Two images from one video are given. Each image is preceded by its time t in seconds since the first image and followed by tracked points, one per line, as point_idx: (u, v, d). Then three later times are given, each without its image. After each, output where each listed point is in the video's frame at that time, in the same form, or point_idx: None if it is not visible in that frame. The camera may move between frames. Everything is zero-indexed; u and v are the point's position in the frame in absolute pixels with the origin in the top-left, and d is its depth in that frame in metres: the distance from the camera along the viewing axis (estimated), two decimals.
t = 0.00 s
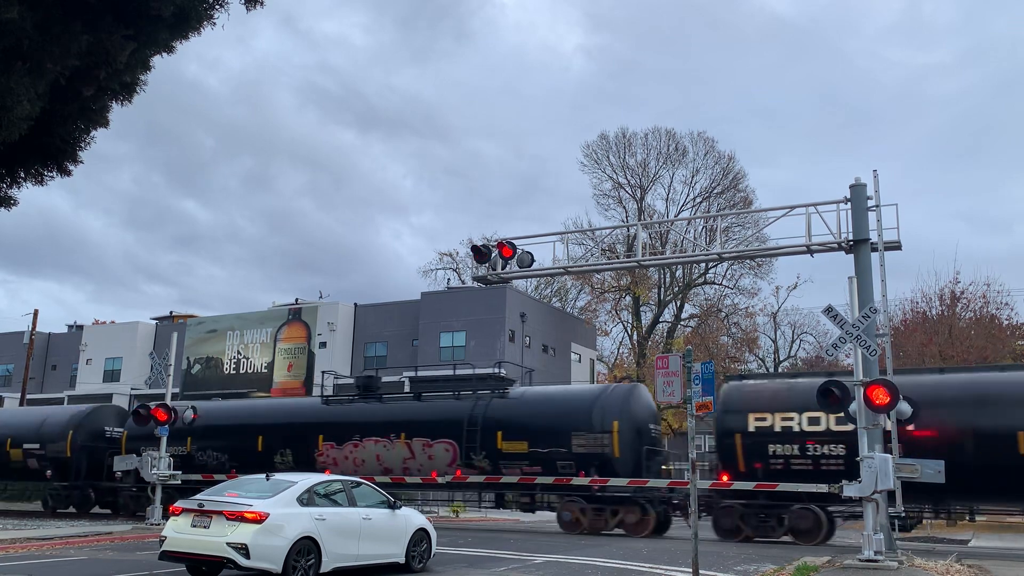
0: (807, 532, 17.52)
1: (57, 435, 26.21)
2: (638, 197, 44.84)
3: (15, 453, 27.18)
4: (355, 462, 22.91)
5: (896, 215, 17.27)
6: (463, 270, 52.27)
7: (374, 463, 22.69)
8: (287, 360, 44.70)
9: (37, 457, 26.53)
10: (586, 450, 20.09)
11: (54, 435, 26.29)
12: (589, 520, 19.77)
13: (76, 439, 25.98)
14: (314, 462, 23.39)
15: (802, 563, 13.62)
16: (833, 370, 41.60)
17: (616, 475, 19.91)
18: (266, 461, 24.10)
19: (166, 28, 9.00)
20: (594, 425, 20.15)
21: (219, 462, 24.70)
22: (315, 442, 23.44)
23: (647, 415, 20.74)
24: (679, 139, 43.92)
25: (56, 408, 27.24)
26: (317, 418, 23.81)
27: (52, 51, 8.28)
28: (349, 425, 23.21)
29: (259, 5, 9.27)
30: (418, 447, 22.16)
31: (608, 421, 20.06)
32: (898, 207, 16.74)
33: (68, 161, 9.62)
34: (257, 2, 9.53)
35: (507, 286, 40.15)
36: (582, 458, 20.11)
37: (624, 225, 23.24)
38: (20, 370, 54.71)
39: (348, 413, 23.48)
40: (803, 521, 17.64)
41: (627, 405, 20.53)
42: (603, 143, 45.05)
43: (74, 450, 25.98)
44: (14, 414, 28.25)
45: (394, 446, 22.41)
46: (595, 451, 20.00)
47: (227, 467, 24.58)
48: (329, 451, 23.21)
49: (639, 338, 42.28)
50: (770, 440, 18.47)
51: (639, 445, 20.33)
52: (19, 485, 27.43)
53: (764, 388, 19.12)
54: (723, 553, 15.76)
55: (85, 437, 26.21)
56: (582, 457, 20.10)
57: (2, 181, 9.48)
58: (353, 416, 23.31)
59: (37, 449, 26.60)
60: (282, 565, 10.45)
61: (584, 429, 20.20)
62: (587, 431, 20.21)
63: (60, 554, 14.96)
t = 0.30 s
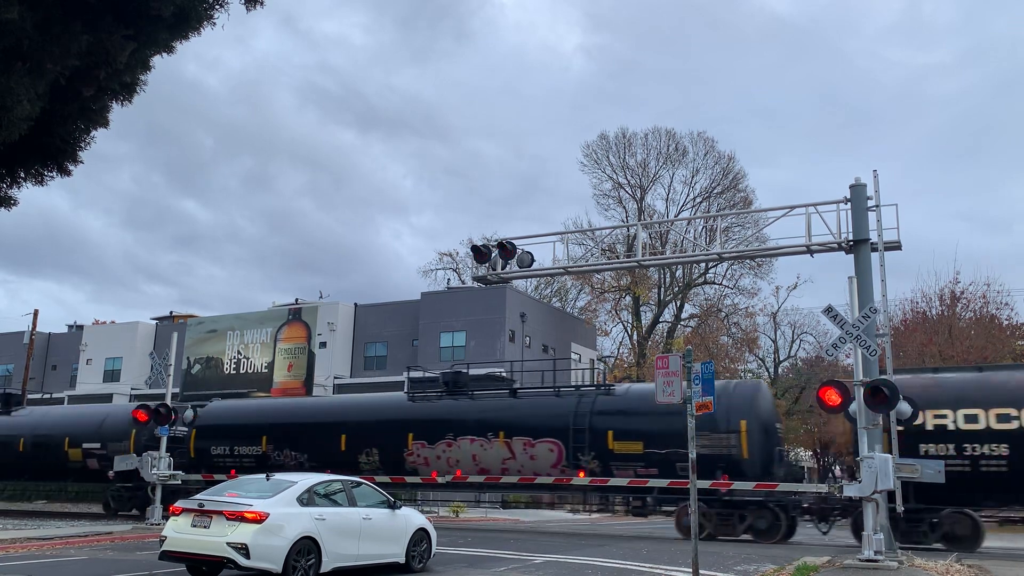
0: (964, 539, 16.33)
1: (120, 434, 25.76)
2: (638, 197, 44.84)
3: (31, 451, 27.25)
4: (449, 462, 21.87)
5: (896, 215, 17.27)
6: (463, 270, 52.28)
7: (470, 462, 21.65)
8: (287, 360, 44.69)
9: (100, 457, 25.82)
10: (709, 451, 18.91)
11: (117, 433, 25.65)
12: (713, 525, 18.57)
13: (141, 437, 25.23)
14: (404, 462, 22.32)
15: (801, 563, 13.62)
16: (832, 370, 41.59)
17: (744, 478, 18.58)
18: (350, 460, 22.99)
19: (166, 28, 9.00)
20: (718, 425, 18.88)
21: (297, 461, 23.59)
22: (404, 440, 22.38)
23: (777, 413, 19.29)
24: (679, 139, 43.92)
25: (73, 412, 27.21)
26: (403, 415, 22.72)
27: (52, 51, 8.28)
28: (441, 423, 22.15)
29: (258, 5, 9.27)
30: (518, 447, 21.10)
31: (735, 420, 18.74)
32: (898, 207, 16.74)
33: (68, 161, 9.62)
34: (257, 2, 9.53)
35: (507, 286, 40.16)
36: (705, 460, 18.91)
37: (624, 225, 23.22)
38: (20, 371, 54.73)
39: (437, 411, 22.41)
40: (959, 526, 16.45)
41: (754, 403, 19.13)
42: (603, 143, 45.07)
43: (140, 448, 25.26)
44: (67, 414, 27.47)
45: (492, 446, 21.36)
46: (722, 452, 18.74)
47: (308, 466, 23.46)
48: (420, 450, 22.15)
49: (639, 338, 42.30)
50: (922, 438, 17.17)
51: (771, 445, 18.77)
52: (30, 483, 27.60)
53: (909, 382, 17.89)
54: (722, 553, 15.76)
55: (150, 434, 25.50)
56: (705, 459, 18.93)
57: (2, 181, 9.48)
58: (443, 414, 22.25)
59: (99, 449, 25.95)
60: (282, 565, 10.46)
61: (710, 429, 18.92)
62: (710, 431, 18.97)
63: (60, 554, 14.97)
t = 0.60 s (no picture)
0: None
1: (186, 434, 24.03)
2: (638, 197, 44.85)
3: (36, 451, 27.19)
4: (553, 462, 20.71)
5: (896, 215, 17.25)
6: (463, 270, 52.28)
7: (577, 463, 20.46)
8: (287, 360, 44.68)
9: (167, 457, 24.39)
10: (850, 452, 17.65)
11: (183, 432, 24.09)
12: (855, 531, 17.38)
13: (208, 436, 23.73)
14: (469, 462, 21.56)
15: (802, 563, 13.61)
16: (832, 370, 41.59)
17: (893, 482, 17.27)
18: (443, 461, 21.90)
19: (166, 28, 9.00)
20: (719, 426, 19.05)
21: (386, 461, 22.53)
22: (503, 439, 21.21)
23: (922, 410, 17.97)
24: (679, 139, 43.92)
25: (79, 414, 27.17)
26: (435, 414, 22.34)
27: (53, 51, 8.28)
28: (545, 421, 20.97)
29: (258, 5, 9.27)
30: (632, 448, 19.83)
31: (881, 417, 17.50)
32: (898, 207, 16.73)
33: (68, 161, 9.62)
34: (257, 2, 9.52)
35: (507, 286, 40.17)
36: (845, 461, 17.67)
37: (623, 225, 23.23)
38: (20, 371, 54.72)
39: (538, 409, 21.21)
40: None
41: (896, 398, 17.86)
42: (603, 143, 45.10)
43: (207, 449, 23.70)
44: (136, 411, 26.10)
45: (603, 446, 20.14)
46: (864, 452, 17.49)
47: (398, 467, 22.40)
48: (521, 450, 20.99)
49: (639, 338, 42.30)
50: None
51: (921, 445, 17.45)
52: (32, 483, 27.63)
53: None
54: (723, 553, 15.73)
55: (217, 434, 23.92)
56: (846, 460, 17.66)
57: (2, 181, 9.48)
58: (545, 411, 21.05)
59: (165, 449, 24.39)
60: (282, 565, 10.46)
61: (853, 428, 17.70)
62: (851, 431, 17.79)
63: (59, 554, 14.95)
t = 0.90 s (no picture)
0: None
1: (263, 432, 23.15)
2: (638, 197, 44.85)
3: (38, 451, 27.16)
4: (671, 463, 19.27)
5: (896, 215, 17.25)
6: (463, 270, 52.32)
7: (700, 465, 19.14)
8: (287, 360, 44.68)
9: (239, 457, 23.44)
10: (1015, 451, 16.36)
11: (259, 431, 23.20)
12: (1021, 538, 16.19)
13: (287, 434, 22.93)
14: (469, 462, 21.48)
15: (801, 563, 13.60)
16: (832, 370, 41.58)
17: None
18: (548, 462, 20.63)
19: (166, 28, 8.99)
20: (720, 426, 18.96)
21: (483, 461, 21.26)
22: (615, 439, 19.84)
23: None
24: (679, 139, 43.93)
25: (81, 415, 27.14)
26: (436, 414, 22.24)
27: (52, 51, 8.28)
28: (661, 420, 19.57)
29: (258, 5, 9.27)
30: (764, 448, 18.46)
31: None
32: (899, 207, 16.74)
33: (68, 161, 9.62)
34: (257, 2, 9.52)
35: (507, 286, 40.17)
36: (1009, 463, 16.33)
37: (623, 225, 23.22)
38: (20, 371, 54.72)
39: (536, 408, 21.14)
40: None
41: None
42: (603, 143, 45.13)
43: (286, 448, 22.89)
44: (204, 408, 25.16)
45: (731, 446, 18.78)
46: None
47: (497, 467, 21.12)
48: (636, 450, 19.60)
49: (639, 338, 42.31)
50: None
51: None
52: (34, 482, 27.67)
53: None
54: (723, 553, 15.73)
55: (294, 433, 23.15)
56: (1012, 461, 16.32)
57: (2, 181, 9.48)
58: (542, 410, 20.99)
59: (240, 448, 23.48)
60: (282, 565, 10.45)
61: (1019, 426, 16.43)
62: (1015, 428, 16.47)
63: (60, 553, 14.96)
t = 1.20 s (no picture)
0: None
1: (347, 430, 22.18)
2: (638, 197, 44.86)
3: (81, 451, 26.30)
4: (808, 465, 18.04)
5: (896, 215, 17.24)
6: (463, 270, 52.33)
7: (839, 466, 17.74)
8: (287, 360, 44.68)
9: (321, 456, 22.44)
10: None
11: (343, 428, 22.22)
12: None
13: (372, 433, 21.89)
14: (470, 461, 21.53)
15: (802, 563, 13.61)
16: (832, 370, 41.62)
17: None
18: (664, 463, 19.45)
19: (166, 28, 8.99)
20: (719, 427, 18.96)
21: (591, 462, 20.14)
22: (745, 439, 18.65)
23: None
24: (679, 139, 43.93)
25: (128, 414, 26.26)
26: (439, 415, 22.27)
27: (52, 51, 8.28)
28: (793, 419, 18.37)
29: (258, 5, 9.27)
30: (913, 449, 17.22)
31: None
32: (898, 207, 16.75)
33: (68, 161, 9.62)
34: (257, 2, 9.52)
35: (507, 286, 40.17)
36: None
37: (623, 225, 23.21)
38: (20, 371, 54.69)
39: (537, 408, 21.22)
40: None
41: None
42: (603, 142, 45.14)
43: (372, 446, 21.95)
44: (278, 403, 24.08)
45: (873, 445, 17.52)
46: None
47: (607, 468, 19.93)
48: (767, 451, 18.40)
49: (639, 338, 42.31)
50: None
51: None
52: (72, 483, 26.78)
53: None
54: (723, 553, 15.74)
55: (380, 431, 22.16)
56: None
57: (2, 181, 9.48)
58: (544, 411, 21.09)
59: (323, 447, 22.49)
60: (282, 565, 10.46)
61: None
62: None
63: (60, 554, 14.96)
